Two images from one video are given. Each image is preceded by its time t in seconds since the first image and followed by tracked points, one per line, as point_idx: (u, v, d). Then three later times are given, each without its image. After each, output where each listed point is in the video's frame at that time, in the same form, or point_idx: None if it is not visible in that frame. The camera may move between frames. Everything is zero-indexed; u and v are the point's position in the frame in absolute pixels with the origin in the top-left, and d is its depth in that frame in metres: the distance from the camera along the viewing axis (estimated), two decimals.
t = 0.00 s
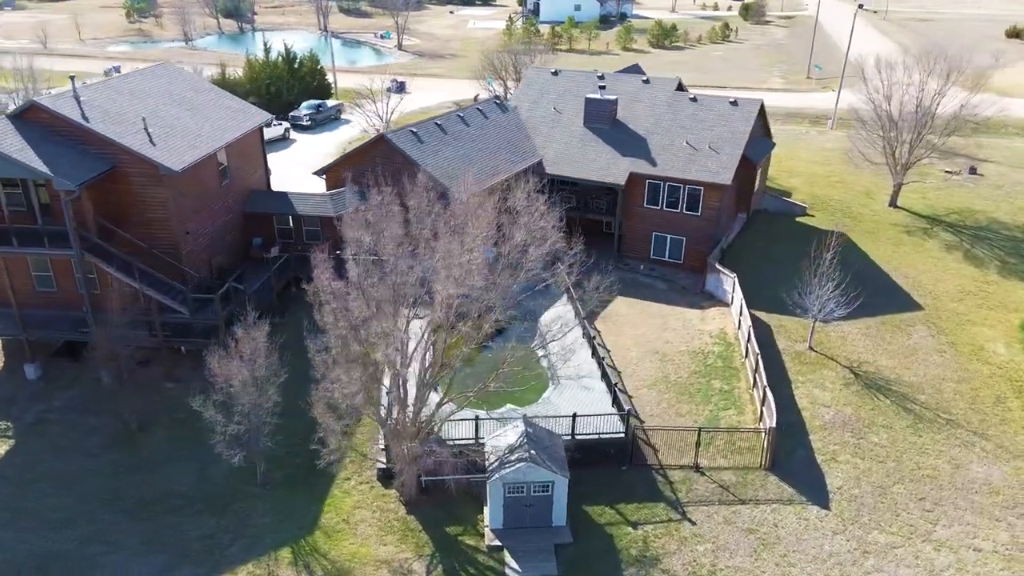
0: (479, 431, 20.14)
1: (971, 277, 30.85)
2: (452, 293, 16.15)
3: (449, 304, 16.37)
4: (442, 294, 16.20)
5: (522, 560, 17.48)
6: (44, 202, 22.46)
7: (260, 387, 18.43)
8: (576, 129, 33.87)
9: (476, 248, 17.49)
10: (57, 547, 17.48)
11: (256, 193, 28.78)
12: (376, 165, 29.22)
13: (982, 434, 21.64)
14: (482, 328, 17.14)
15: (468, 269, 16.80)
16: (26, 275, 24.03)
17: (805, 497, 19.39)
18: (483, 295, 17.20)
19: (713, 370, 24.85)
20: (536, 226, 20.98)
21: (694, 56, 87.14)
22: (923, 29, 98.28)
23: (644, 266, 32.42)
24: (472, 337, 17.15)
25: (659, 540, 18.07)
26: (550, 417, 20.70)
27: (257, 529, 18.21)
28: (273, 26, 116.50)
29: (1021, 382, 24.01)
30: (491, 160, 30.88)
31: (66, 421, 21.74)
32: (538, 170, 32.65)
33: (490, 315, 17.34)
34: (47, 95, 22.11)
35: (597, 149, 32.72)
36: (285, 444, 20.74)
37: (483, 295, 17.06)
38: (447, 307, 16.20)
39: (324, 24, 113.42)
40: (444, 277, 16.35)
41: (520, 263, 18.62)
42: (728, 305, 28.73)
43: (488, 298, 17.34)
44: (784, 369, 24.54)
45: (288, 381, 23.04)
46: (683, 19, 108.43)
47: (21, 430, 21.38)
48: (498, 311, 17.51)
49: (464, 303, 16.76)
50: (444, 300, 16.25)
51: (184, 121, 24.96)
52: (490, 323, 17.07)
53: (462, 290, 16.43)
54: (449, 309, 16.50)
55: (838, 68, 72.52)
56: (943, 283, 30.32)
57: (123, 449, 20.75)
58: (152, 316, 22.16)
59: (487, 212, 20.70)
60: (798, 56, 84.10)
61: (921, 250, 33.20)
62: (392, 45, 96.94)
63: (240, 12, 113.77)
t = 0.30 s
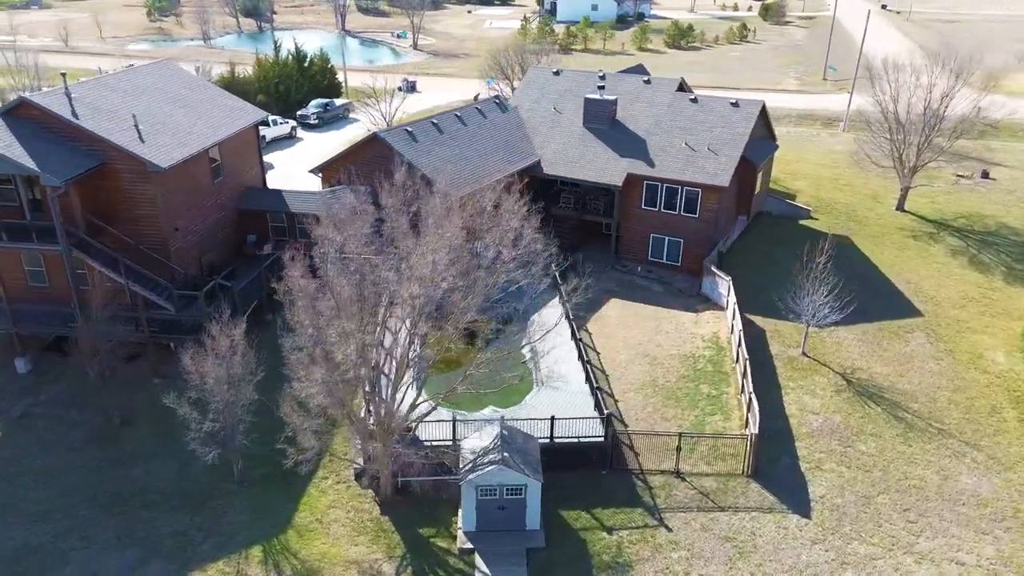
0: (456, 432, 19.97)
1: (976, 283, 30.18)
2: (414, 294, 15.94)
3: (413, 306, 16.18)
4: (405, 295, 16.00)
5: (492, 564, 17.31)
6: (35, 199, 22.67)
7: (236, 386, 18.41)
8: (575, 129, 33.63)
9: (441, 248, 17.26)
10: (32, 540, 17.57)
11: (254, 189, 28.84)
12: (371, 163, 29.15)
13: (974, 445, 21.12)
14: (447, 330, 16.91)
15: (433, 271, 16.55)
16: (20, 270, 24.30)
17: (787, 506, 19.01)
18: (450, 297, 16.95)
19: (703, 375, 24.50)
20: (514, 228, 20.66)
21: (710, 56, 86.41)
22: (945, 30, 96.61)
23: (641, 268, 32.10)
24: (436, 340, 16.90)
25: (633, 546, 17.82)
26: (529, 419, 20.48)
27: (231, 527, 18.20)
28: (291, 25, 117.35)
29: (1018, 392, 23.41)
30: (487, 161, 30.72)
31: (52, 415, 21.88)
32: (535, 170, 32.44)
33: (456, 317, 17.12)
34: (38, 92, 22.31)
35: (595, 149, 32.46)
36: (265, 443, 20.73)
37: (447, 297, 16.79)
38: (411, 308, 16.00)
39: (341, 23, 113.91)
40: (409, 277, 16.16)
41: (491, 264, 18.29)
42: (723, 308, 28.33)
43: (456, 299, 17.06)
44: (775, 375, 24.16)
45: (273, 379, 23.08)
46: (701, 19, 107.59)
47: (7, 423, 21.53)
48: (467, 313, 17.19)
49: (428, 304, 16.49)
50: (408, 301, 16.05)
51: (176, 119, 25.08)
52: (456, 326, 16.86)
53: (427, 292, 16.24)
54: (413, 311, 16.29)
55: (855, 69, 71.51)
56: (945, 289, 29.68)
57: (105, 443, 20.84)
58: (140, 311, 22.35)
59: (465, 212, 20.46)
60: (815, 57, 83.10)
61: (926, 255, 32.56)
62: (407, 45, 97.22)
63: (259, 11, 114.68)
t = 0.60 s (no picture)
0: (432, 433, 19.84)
1: (979, 289, 29.55)
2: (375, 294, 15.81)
3: (375, 306, 16.07)
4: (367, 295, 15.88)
5: (462, 567, 17.18)
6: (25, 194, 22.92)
7: (212, 383, 18.46)
8: (574, 129, 33.42)
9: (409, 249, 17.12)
10: (8, 533, 17.76)
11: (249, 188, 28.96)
12: (365, 162, 29.15)
13: (963, 454, 20.65)
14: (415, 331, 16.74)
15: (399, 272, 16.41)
16: (13, 264, 24.58)
17: (766, 514, 18.69)
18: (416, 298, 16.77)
19: (692, 378, 24.18)
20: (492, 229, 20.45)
21: (726, 56, 85.63)
22: (969, 31, 94.90)
23: (638, 270, 31.81)
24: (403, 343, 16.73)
25: (606, 551, 17.63)
26: (508, 421, 20.32)
27: (204, 523, 18.27)
28: (309, 24, 118.06)
29: (1014, 401, 22.85)
30: (483, 161, 30.62)
31: (39, 408, 22.11)
32: (532, 170, 32.24)
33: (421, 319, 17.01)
34: (31, 88, 22.57)
35: (592, 149, 32.24)
36: (245, 441, 20.79)
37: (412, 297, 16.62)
38: (373, 309, 15.86)
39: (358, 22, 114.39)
40: (372, 277, 16.05)
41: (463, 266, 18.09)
42: (717, 311, 27.97)
43: (426, 302, 16.87)
44: (764, 380, 23.80)
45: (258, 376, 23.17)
46: (719, 19, 106.63)
47: None
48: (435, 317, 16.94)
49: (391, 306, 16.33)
50: (369, 301, 15.95)
51: (168, 116, 25.23)
52: (421, 327, 16.70)
53: (390, 291, 16.12)
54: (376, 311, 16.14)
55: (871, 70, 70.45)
56: (947, 295, 29.08)
57: (88, 438, 21.02)
58: (126, 307, 22.49)
59: (445, 211, 20.35)
60: (833, 58, 82.02)
61: (929, 260, 31.95)
62: (423, 45, 97.43)
63: (278, 11, 115.40)
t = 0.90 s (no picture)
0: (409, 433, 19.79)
1: (981, 296, 28.94)
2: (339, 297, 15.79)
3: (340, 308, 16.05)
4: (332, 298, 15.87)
5: (430, 569, 17.09)
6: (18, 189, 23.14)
7: (188, 380, 18.54)
8: (573, 129, 33.25)
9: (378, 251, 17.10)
10: None
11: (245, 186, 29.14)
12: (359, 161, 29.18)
13: (951, 465, 20.18)
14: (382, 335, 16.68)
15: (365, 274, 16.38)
16: (7, 259, 24.81)
17: (743, 521, 18.39)
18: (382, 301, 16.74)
19: (679, 382, 23.91)
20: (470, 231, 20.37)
21: (742, 57, 84.86)
22: (992, 33, 93.15)
23: (634, 272, 31.56)
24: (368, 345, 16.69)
25: (576, 556, 17.45)
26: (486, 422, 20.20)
27: (178, 519, 18.36)
28: (328, 24, 118.87)
29: (1009, 411, 22.32)
30: (479, 161, 30.53)
31: (27, 400, 22.37)
32: (529, 170, 32.10)
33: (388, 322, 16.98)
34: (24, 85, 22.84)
35: (590, 149, 32.05)
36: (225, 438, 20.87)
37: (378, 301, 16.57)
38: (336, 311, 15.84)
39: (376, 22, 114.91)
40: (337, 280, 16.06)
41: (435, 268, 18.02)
42: (710, 314, 27.64)
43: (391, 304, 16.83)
44: (752, 385, 23.47)
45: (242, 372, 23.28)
46: (737, 19, 105.69)
47: None
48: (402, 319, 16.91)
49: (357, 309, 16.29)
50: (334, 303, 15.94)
51: (161, 114, 25.42)
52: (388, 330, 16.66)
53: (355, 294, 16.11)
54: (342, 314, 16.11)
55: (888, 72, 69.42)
56: (948, 301, 28.50)
57: (72, 432, 21.22)
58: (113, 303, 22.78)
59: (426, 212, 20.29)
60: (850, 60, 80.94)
61: (932, 265, 31.35)
62: (438, 45, 97.62)
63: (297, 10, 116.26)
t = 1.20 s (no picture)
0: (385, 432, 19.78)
1: (982, 303, 28.32)
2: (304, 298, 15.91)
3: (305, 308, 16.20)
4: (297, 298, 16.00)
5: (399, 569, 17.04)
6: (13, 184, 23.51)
7: (164, 375, 18.68)
8: (571, 130, 33.07)
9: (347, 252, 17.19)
10: None
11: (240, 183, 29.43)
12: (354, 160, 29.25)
13: (937, 474, 19.76)
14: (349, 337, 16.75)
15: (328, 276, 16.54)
16: (5, 253, 25.18)
17: (718, 527, 18.14)
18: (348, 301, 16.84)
19: (665, 385, 23.67)
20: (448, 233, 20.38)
21: (759, 58, 83.97)
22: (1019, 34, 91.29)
23: (630, 273, 31.31)
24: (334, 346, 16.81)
25: (546, 559, 17.31)
26: (464, 423, 20.12)
27: (153, 513, 18.50)
28: (347, 24, 119.53)
29: (1001, 421, 21.81)
30: (474, 160, 30.50)
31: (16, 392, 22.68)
32: (525, 170, 31.98)
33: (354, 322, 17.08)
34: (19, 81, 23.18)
35: (587, 150, 31.86)
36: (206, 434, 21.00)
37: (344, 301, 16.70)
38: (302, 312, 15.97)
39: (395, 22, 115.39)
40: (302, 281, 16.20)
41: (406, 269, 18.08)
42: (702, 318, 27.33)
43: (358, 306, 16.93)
44: (738, 390, 23.15)
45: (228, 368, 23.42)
46: (757, 20, 104.61)
47: None
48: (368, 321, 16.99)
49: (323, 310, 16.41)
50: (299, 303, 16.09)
51: (156, 111, 25.65)
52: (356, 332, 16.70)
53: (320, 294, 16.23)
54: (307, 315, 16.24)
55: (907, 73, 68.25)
56: (947, 308, 27.94)
57: (56, 425, 21.46)
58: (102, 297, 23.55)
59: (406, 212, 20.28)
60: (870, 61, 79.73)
61: (934, 271, 30.75)
62: (455, 45, 97.74)
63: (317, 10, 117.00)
